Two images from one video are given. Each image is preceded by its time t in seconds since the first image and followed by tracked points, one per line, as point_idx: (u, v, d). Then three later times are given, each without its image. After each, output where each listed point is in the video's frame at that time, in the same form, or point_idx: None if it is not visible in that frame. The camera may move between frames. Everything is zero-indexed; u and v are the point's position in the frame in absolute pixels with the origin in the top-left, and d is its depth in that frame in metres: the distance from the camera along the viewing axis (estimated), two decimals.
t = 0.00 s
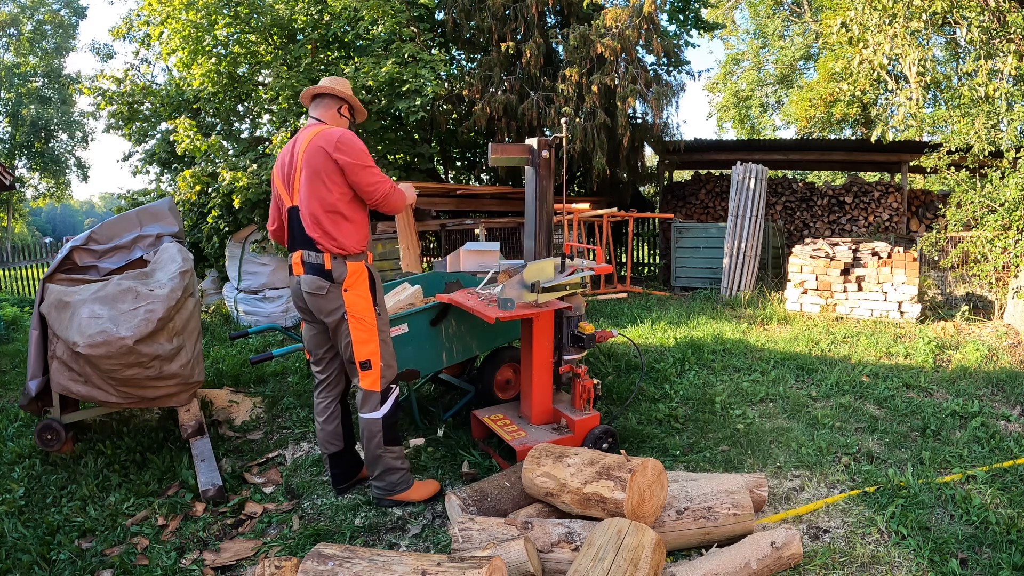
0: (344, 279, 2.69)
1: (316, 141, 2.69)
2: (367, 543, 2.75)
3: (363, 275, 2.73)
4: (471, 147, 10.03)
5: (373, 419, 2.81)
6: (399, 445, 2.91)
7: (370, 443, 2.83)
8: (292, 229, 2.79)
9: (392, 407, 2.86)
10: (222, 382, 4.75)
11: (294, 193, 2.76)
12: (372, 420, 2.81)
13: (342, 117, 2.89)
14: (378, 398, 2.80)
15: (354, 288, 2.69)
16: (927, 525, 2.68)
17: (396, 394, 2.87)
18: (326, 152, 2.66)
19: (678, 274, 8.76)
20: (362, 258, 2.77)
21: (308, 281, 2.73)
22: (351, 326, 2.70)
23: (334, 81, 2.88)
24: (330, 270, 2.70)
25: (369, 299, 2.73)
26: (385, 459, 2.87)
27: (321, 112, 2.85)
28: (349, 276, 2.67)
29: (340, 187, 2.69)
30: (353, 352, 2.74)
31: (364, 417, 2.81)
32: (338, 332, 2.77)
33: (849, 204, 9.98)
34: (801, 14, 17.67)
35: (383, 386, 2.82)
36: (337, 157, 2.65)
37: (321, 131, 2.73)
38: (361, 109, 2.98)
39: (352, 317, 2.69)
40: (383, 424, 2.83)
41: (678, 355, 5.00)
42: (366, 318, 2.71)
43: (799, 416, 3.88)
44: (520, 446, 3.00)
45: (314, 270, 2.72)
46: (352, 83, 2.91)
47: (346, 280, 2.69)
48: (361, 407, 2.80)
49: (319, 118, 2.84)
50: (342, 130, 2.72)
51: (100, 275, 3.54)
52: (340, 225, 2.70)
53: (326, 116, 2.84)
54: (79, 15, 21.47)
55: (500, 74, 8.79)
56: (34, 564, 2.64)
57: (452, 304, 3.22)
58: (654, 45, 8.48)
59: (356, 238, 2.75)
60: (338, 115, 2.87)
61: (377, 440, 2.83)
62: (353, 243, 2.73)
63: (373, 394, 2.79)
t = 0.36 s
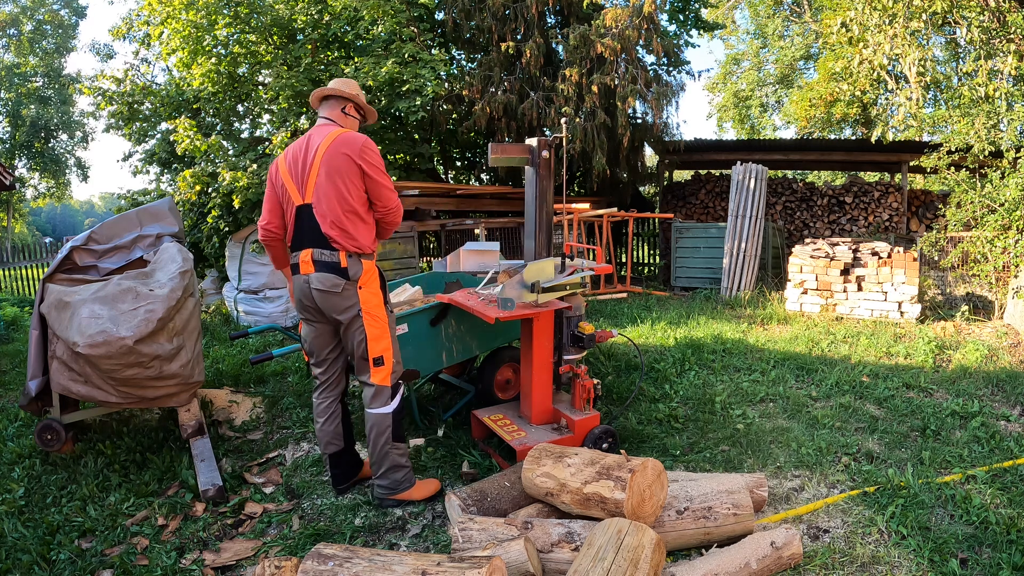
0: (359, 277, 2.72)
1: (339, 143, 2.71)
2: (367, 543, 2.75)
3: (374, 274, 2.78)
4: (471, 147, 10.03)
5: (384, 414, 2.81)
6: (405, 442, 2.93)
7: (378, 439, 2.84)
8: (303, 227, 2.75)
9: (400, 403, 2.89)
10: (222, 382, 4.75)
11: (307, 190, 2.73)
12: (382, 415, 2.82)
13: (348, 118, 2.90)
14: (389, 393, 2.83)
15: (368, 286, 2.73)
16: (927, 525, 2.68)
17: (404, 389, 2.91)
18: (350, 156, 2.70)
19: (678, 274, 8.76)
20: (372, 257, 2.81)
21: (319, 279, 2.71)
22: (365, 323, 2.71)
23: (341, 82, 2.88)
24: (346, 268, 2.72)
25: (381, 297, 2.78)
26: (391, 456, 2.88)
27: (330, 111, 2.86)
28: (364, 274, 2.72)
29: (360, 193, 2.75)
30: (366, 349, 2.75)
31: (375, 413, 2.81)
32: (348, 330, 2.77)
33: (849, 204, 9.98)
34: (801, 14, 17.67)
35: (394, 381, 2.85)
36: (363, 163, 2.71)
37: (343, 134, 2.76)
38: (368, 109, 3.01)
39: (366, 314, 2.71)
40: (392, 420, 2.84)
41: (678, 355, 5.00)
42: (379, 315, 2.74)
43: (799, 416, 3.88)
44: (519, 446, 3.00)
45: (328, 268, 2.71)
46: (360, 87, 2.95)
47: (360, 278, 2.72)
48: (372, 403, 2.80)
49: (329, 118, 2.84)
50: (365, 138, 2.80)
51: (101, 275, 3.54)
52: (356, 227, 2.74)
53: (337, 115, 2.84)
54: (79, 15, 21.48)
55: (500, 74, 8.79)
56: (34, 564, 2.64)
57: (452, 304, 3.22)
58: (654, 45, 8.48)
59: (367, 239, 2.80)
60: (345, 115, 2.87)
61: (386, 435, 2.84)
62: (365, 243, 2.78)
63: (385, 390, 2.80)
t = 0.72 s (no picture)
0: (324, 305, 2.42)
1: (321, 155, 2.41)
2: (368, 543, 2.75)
3: (345, 301, 2.44)
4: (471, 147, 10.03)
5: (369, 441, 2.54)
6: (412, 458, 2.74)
7: (342, 472, 2.52)
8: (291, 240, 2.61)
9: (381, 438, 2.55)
10: (222, 382, 4.75)
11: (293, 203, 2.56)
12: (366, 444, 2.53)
13: (356, 112, 2.62)
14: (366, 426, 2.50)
15: (334, 315, 2.41)
16: (927, 525, 2.68)
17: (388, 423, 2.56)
18: (325, 171, 2.38)
19: (678, 274, 8.76)
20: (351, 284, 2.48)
21: (297, 301, 2.63)
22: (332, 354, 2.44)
23: (352, 65, 2.53)
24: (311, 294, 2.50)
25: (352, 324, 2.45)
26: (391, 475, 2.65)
27: (337, 106, 2.60)
28: (329, 302, 2.40)
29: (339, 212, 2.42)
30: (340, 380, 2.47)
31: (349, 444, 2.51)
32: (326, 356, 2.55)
33: (849, 204, 9.98)
34: (801, 14, 17.67)
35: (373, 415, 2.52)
36: (337, 181, 2.36)
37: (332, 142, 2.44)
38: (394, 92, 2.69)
39: (332, 343, 2.42)
40: (365, 452, 2.51)
41: (678, 355, 5.00)
42: (348, 345, 2.44)
43: (799, 416, 3.88)
44: (520, 446, 3.00)
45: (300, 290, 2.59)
46: (386, 66, 2.61)
47: (325, 306, 2.42)
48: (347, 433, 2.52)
49: (336, 116, 2.61)
50: (354, 145, 2.41)
51: (101, 275, 3.53)
52: (332, 252, 2.43)
53: (341, 112, 2.61)
54: (79, 15, 21.48)
55: (500, 74, 8.79)
56: (34, 564, 2.64)
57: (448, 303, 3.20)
58: (654, 45, 8.48)
59: (350, 267, 2.47)
60: (351, 110, 2.61)
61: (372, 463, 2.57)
62: (344, 271, 2.45)
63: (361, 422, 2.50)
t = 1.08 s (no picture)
0: (376, 296, 2.61)
1: (348, 152, 2.58)
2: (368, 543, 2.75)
3: (395, 290, 2.65)
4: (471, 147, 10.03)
5: (419, 430, 2.72)
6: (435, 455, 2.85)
7: (409, 456, 2.73)
8: (320, 234, 2.75)
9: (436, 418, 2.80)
10: (222, 382, 4.75)
11: (321, 198, 2.71)
12: (418, 431, 2.72)
13: (375, 104, 2.73)
14: (425, 410, 2.74)
15: (387, 305, 2.62)
16: (927, 525, 2.68)
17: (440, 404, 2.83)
18: (354, 168, 2.54)
19: (678, 274, 8.76)
20: (394, 272, 2.68)
21: (337, 296, 2.67)
22: (390, 343, 2.62)
23: (365, 62, 2.64)
24: (359, 286, 2.61)
25: (404, 314, 2.67)
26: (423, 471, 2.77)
27: (356, 100, 2.71)
28: (382, 293, 2.60)
29: (369, 205, 2.59)
30: (396, 369, 2.65)
31: (409, 430, 2.71)
32: (372, 351, 2.68)
33: (849, 204, 9.98)
34: (801, 14, 17.68)
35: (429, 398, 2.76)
36: (365, 177, 2.51)
37: (357, 137, 2.60)
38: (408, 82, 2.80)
39: (390, 334, 2.61)
40: (430, 434, 2.75)
41: (678, 355, 5.00)
42: (404, 333, 2.64)
43: (799, 416, 3.88)
44: (520, 446, 3.00)
45: (341, 285, 2.65)
46: (397, 57, 2.71)
47: (378, 297, 2.61)
48: (407, 419, 2.71)
49: (354, 111, 2.73)
50: (377, 140, 2.56)
51: (101, 275, 3.53)
52: (365, 243, 2.61)
53: (359, 107, 2.72)
54: (79, 15, 21.50)
55: (500, 74, 8.79)
56: (34, 564, 2.64)
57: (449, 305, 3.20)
58: (654, 45, 8.48)
59: (388, 255, 2.66)
60: (368, 103, 2.71)
61: (419, 453, 2.74)
62: (384, 260, 2.64)
63: (420, 407, 2.72)
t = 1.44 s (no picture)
0: (404, 290, 2.64)
1: (395, 142, 2.60)
2: (368, 543, 2.75)
3: (422, 288, 2.67)
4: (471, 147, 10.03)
5: (423, 434, 2.72)
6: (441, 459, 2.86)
7: (414, 457, 2.74)
8: (357, 223, 2.77)
9: (441, 424, 2.80)
10: (222, 382, 4.74)
11: (361, 187, 2.72)
12: (422, 435, 2.73)
13: (423, 100, 2.76)
14: (430, 415, 2.74)
15: (412, 301, 2.63)
16: (927, 525, 2.68)
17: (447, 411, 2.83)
18: (400, 158, 2.57)
19: (678, 274, 8.76)
20: (425, 269, 2.70)
21: (365, 286, 2.70)
22: (407, 341, 2.63)
23: (415, 57, 2.67)
24: (389, 278, 2.64)
25: (427, 313, 2.68)
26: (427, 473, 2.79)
27: (404, 94, 2.73)
28: (410, 288, 2.62)
29: (412, 197, 2.62)
30: (408, 368, 2.67)
31: (413, 433, 2.72)
32: (392, 345, 2.72)
33: (849, 204, 9.99)
34: (801, 14, 17.68)
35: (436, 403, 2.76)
36: (414, 168, 2.55)
37: (403, 129, 2.62)
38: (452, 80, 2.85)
39: (409, 331, 2.62)
40: (435, 439, 2.76)
41: (678, 355, 5.00)
42: (423, 333, 2.65)
43: (799, 416, 3.88)
44: (519, 446, 3.00)
45: (370, 276, 2.69)
46: (445, 56, 2.76)
47: (405, 292, 2.63)
48: (413, 422, 2.72)
49: (400, 104, 2.75)
50: (425, 133, 2.60)
51: (101, 275, 3.53)
52: (404, 235, 2.64)
53: (405, 100, 2.74)
54: (79, 15, 21.52)
55: (500, 74, 8.80)
56: (34, 564, 2.64)
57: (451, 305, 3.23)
58: (654, 45, 8.48)
59: (423, 250, 2.69)
60: (417, 97, 2.75)
61: (423, 456, 2.75)
62: (419, 255, 2.67)
63: (425, 411, 2.72)
